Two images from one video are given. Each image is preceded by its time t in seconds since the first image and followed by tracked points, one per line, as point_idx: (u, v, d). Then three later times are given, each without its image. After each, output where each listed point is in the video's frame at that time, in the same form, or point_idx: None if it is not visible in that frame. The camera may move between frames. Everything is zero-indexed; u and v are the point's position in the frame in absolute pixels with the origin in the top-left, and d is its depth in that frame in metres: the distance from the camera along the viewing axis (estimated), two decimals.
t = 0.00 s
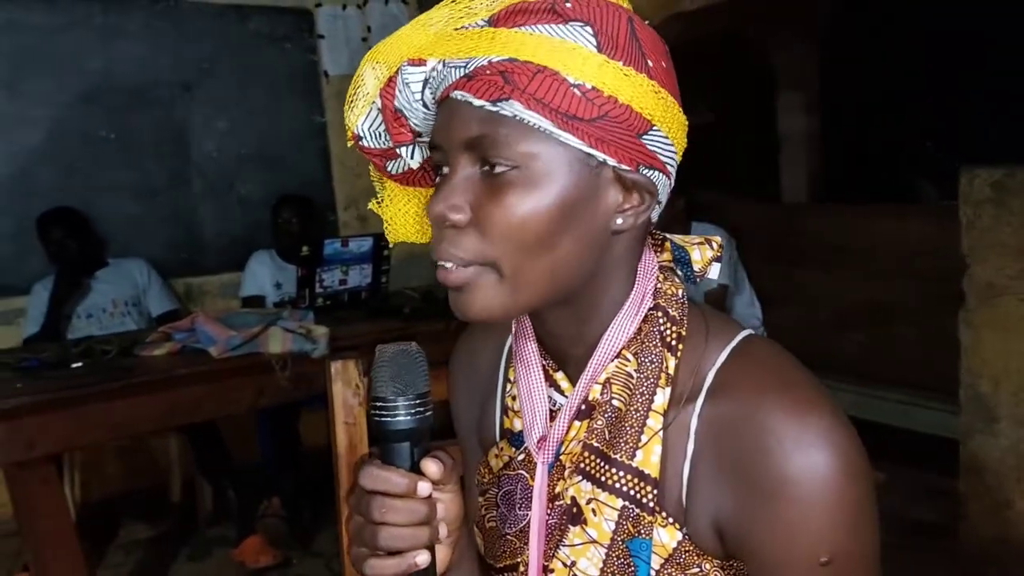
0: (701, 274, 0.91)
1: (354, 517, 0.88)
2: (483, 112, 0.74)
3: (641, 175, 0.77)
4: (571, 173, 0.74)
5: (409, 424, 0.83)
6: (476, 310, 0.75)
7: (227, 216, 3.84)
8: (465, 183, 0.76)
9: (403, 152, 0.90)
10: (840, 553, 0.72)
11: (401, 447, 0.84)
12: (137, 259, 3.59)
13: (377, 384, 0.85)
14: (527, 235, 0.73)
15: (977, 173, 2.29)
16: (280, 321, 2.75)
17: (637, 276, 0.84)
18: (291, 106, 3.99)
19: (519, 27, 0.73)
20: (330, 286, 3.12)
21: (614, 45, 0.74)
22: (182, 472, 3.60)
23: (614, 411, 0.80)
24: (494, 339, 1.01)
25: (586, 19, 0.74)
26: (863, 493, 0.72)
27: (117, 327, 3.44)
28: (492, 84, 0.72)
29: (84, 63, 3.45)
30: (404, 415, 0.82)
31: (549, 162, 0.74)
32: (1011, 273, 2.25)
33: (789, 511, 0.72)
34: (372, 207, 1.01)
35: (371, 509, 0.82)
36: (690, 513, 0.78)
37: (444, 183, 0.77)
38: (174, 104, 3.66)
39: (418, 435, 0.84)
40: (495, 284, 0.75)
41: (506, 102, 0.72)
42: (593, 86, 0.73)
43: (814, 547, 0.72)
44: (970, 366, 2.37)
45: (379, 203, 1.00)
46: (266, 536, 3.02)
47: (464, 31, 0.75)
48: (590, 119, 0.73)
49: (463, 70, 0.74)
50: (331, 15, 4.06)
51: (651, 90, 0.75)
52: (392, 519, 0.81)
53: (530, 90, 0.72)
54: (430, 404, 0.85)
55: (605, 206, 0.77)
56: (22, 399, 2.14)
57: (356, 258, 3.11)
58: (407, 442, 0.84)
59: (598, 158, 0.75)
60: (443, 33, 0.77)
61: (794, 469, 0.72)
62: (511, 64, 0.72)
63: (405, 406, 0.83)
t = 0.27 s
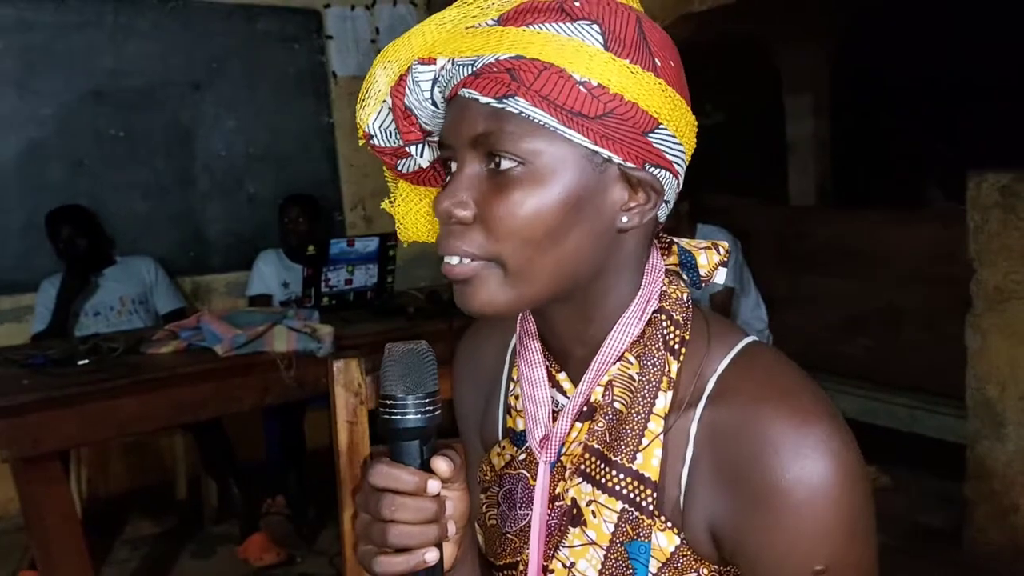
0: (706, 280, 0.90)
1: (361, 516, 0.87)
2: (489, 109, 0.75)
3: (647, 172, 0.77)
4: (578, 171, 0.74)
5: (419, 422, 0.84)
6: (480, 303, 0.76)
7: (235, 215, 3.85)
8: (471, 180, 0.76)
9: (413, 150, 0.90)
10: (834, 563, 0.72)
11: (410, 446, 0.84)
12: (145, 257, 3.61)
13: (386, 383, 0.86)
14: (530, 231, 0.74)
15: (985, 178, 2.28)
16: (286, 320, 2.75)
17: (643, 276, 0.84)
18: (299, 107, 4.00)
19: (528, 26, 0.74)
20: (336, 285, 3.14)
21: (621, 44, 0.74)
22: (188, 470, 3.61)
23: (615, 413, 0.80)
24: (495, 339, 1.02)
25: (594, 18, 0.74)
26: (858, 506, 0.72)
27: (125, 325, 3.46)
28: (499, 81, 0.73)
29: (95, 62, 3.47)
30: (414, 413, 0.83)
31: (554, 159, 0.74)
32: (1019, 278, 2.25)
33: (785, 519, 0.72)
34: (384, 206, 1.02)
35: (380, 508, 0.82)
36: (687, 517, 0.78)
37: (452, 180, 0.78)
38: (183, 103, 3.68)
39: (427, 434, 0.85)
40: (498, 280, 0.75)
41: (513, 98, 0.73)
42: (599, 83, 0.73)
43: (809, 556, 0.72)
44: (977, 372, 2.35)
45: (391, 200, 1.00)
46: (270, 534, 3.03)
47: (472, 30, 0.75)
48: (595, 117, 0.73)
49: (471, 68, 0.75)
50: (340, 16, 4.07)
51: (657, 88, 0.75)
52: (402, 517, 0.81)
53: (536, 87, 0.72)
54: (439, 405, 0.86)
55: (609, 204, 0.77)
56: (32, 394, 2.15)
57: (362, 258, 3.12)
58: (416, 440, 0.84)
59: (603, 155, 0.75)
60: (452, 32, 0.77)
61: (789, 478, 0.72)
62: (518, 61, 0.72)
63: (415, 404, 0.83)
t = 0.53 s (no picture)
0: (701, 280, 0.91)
1: (360, 517, 0.88)
2: (482, 118, 0.75)
3: (641, 175, 0.78)
4: (573, 179, 0.75)
5: (416, 423, 0.84)
6: (479, 312, 0.76)
7: (240, 214, 3.86)
8: (466, 191, 0.77)
9: (403, 160, 0.91)
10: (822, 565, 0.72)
11: (408, 446, 0.85)
12: (149, 254, 3.63)
13: (383, 383, 0.86)
14: (526, 239, 0.74)
15: (988, 182, 2.28)
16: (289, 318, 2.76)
17: (638, 277, 0.84)
18: (305, 106, 4.01)
19: (515, 32, 0.74)
20: (340, 284, 3.15)
21: (610, 47, 0.74)
22: (191, 467, 3.62)
23: (609, 414, 0.81)
24: (492, 340, 1.02)
25: (581, 22, 0.74)
26: (849, 507, 0.72)
27: (130, 322, 3.47)
28: (490, 90, 0.73)
29: (101, 61, 3.49)
30: (411, 414, 0.84)
31: (549, 165, 0.75)
32: (1021, 283, 2.24)
33: (778, 515, 0.72)
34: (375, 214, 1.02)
35: (379, 507, 0.82)
36: (677, 518, 0.78)
37: (446, 190, 0.79)
38: (189, 102, 3.69)
39: (425, 434, 0.86)
40: (495, 289, 0.76)
41: (505, 108, 0.73)
42: (591, 89, 0.73)
43: (803, 556, 0.72)
44: (980, 377, 2.35)
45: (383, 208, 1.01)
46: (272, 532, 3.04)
47: (459, 39, 0.76)
48: (589, 123, 0.74)
49: (461, 78, 0.75)
50: (346, 16, 4.08)
51: (649, 91, 0.75)
52: (400, 517, 0.82)
53: (529, 96, 0.73)
54: (435, 405, 0.86)
55: (605, 210, 0.77)
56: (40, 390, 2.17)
57: (366, 258, 3.13)
58: (413, 440, 0.85)
59: (597, 160, 0.75)
60: (440, 41, 0.77)
61: (782, 480, 0.72)
62: (509, 70, 0.73)
63: (412, 405, 0.84)
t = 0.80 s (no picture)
0: (704, 279, 0.90)
1: (363, 522, 0.88)
2: (469, 118, 0.75)
3: (629, 180, 0.77)
4: (556, 180, 0.75)
5: (417, 426, 0.83)
6: (463, 309, 0.76)
7: (250, 212, 3.88)
8: (452, 190, 0.77)
9: (406, 155, 0.91)
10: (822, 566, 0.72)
11: (410, 449, 0.85)
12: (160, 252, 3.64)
13: (384, 387, 0.85)
14: (507, 239, 0.74)
15: (1000, 186, 2.27)
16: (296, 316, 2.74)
17: (639, 277, 0.84)
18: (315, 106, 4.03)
19: (509, 32, 0.74)
20: (348, 283, 3.16)
21: (603, 49, 0.74)
22: (199, 463, 3.64)
23: (612, 414, 0.81)
24: (495, 338, 1.02)
25: (574, 22, 0.74)
26: (852, 508, 0.72)
27: (139, 319, 3.50)
28: (477, 90, 0.73)
29: (114, 58, 3.51)
30: (412, 417, 0.83)
31: (532, 166, 0.74)
32: None
33: (785, 512, 0.72)
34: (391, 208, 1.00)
35: (381, 511, 0.83)
36: (681, 516, 0.79)
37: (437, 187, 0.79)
38: (201, 100, 3.71)
39: (427, 437, 0.85)
40: (474, 288, 0.76)
41: (490, 108, 0.73)
42: (577, 90, 0.73)
43: (805, 555, 0.72)
44: (990, 381, 2.33)
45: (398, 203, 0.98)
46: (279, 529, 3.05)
47: (455, 37, 0.76)
48: (572, 126, 0.74)
49: (453, 76, 0.75)
50: (356, 16, 4.09)
51: (640, 93, 0.75)
52: (403, 521, 0.82)
53: (513, 96, 0.72)
54: (436, 406, 0.85)
55: (589, 212, 0.77)
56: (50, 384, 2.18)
57: (374, 257, 3.15)
58: (415, 443, 0.85)
59: (581, 163, 0.75)
60: (439, 40, 0.77)
61: (786, 479, 0.72)
62: (496, 70, 0.73)
63: (413, 408, 0.83)
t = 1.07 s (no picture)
0: (718, 280, 0.89)
1: (370, 534, 0.87)
2: (482, 115, 0.74)
3: (648, 175, 0.75)
4: (567, 180, 0.73)
5: (427, 441, 0.81)
6: (485, 311, 0.75)
7: (258, 212, 3.88)
8: (468, 190, 0.75)
9: (416, 157, 0.90)
10: None
11: (419, 463, 0.83)
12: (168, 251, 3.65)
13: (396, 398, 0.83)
14: (523, 239, 0.73)
15: (1014, 186, 2.26)
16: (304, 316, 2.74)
17: (652, 278, 0.82)
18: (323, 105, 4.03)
19: (521, 28, 0.73)
20: (355, 283, 3.16)
21: (617, 43, 0.73)
22: (206, 462, 3.64)
23: (623, 418, 0.79)
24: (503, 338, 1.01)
25: (587, 17, 0.73)
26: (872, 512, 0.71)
27: (148, 317, 3.49)
28: (491, 88, 0.72)
29: (124, 58, 3.52)
30: (423, 433, 0.81)
31: (547, 164, 0.73)
32: None
33: (804, 517, 0.70)
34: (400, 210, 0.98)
35: (389, 525, 0.82)
36: (688, 520, 0.77)
37: (452, 187, 0.77)
38: (210, 99, 3.72)
39: (438, 453, 0.83)
40: (497, 288, 0.75)
41: (505, 105, 0.72)
42: (593, 85, 0.72)
43: (824, 560, 0.70)
44: (1003, 383, 2.31)
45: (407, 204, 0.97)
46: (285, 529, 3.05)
47: (466, 35, 0.75)
48: (590, 121, 0.72)
49: (465, 75, 0.74)
50: (365, 15, 4.09)
51: (658, 86, 0.74)
52: (409, 536, 0.82)
53: (528, 93, 0.71)
54: (449, 423, 0.83)
55: (608, 209, 0.75)
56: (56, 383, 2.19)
57: (381, 256, 3.14)
58: (424, 459, 0.83)
59: (599, 159, 0.73)
60: (449, 38, 0.76)
61: (797, 487, 0.70)
62: (510, 67, 0.71)
63: (425, 423, 0.81)
